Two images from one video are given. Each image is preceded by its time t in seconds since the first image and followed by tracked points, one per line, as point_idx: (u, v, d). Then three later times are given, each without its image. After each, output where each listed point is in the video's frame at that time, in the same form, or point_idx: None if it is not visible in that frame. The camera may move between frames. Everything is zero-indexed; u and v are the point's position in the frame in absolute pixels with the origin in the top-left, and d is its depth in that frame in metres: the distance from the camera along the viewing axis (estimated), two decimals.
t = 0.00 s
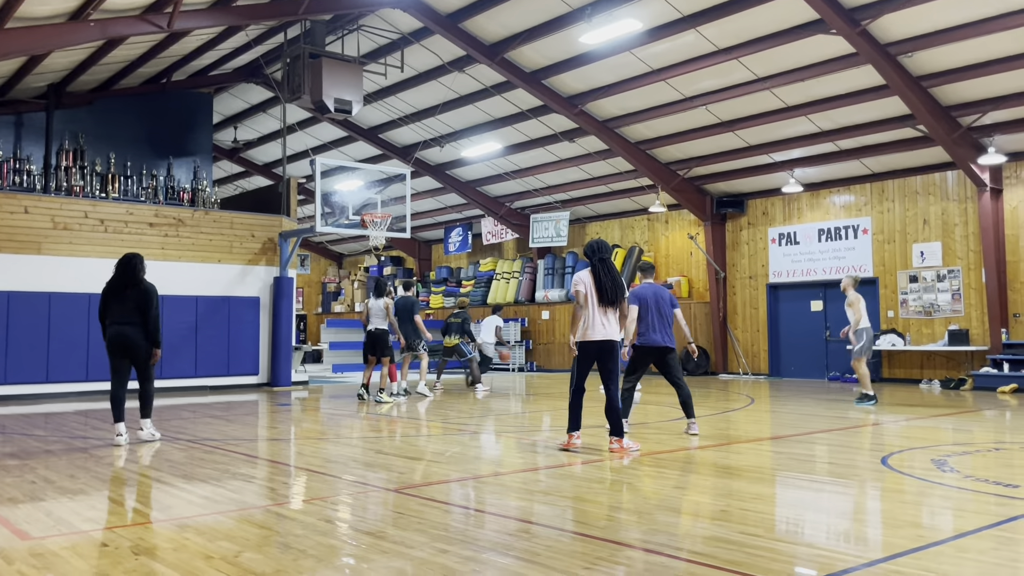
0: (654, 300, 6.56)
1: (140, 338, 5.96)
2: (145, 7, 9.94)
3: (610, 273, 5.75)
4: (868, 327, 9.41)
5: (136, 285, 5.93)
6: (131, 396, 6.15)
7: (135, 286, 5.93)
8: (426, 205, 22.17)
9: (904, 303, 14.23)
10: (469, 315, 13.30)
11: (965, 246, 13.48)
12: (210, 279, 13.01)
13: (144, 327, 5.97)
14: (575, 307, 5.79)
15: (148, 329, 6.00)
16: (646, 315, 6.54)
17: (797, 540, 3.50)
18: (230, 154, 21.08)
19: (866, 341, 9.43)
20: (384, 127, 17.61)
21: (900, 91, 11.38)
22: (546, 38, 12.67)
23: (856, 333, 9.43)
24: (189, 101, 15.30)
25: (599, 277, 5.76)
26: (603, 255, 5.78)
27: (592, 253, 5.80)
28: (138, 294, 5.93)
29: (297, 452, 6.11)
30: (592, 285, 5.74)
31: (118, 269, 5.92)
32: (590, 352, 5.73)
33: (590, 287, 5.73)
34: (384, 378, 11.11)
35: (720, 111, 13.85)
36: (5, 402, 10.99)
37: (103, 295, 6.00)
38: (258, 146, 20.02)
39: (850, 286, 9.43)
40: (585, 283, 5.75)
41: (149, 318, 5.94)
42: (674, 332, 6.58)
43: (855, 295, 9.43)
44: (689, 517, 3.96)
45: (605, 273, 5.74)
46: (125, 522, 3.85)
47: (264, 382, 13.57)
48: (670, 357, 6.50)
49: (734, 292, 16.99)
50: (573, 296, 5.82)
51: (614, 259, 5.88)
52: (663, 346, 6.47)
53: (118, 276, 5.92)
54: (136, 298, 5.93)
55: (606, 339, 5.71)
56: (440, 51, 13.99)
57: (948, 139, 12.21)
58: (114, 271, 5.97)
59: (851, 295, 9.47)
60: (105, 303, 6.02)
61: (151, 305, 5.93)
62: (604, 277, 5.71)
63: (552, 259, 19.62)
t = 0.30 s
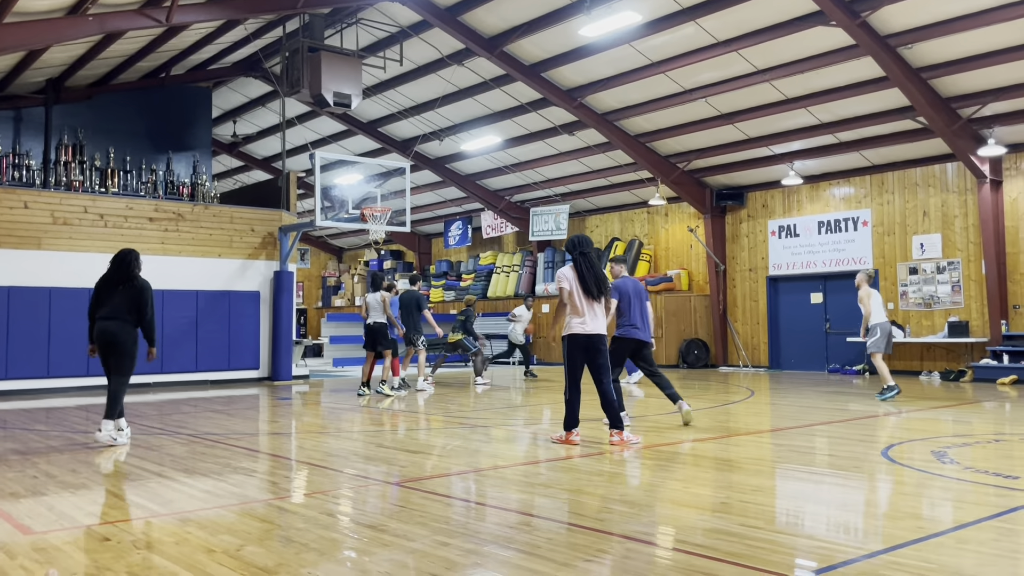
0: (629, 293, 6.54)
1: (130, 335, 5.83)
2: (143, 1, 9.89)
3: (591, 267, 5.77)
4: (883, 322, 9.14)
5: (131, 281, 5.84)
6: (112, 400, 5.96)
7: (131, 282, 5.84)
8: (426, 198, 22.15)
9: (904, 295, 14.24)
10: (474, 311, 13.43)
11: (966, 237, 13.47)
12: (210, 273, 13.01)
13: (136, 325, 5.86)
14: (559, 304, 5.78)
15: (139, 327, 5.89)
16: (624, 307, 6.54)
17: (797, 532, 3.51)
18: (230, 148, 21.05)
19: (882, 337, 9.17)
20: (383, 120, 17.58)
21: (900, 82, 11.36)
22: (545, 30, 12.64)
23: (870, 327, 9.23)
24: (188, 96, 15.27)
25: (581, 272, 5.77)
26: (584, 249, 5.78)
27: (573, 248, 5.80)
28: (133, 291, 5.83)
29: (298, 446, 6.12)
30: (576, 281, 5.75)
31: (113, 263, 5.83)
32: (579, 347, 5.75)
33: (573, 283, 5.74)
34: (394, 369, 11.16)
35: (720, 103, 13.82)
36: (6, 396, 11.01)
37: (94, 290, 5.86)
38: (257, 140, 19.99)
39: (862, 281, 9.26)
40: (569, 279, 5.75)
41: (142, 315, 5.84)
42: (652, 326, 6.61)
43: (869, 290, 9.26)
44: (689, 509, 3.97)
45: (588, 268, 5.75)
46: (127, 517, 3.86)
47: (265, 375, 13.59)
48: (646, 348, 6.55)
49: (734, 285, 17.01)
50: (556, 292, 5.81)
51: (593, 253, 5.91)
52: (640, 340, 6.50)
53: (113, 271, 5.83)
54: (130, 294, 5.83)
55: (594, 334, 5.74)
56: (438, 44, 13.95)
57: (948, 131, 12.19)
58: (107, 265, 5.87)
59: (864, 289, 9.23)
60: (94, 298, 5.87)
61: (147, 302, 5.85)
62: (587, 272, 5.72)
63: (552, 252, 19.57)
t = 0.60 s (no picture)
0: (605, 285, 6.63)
1: (115, 331, 5.81)
2: None
3: (568, 261, 5.86)
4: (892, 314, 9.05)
5: (120, 277, 5.81)
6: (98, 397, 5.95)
7: (118, 278, 5.81)
8: (424, 194, 22.13)
9: (903, 288, 14.24)
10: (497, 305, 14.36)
11: (964, 230, 13.47)
12: (209, 270, 13.01)
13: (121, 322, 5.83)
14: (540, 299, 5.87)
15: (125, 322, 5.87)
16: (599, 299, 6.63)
17: (796, 524, 3.51)
18: (227, 144, 21.02)
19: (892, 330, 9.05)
20: (381, 116, 17.56)
21: (898, 75, 11.35)
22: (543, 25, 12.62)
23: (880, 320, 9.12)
24: (185, 92, 15.24)
25: (559, 267, 5.85)
26: (561, 244, 5.86)
27: (551, 244, 5.89)
28: (121, 287, 5.81)
29: (298, 441, 6.12)
30: (554, 276, 5.84)
31: (103, 258, 5.82)
32: (563, 341, 5.83)
33: (551, 278, 5.83)
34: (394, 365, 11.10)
35: (718, 97, 13.81)
36: (6, 394, 11.01)
37: (83, 283, 5.87)
38: (255, 136, 19.97)
39: (870, 271, 9.15)
40: (547, 275, 5.84)
41: (128, 311, 5.82)
42: (624, 316, 6.81)
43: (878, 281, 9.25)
44: (688, 502, 3.98)
45: (564, 263, 5.84)
46: (127, 513, 3.86)
47: (264, 372, 13.59)
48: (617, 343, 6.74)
49: (733, 279, 17.02)
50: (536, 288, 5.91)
51: (571, 247, 6.00)
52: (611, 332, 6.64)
53: (102, 265, 5.81)
54: (117, 289, 5.81)
55: (576, 327, 5.82)
56: (436, 39, 13.92)
57: (947, 124, 12.18)
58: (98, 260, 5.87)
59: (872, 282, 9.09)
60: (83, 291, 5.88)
61: (133, 299, 5.82)
62: (564, 267, 5.81)
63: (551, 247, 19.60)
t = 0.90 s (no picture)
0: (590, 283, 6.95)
1: (103, 330, 5.76)
2: None
3: (556, 259, 5.87)
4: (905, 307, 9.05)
5: (103, 273, 5.78)
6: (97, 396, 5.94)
7: (102, 274, 5.78)
8: (424, 190, 22.11)
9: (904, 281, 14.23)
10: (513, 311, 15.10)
11: (965, 223, 13.46)
12: (210, 267, 13.01)
13: (109, 319, 5.79)
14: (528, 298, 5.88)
15: (111, 319, 5.81)
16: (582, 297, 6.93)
17: (799, 519, 3.51)
18: (227, 141, 21.00)
19: (904, 322, 9.06)
20: (381, 112, 17.54)
21: (898, 69, 11.33)
22: (542, 20, 12.61)
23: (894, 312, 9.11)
24: (185, 89, 15.21)
25: (547, 264, 5.86)
26: (550, 242, 5.86)
27: (538, 242, 5.87)
28: (105, 282, 5.77)
29: (300, 439, 6.13)
30: (542, 274, 5.85)
31: (85, 256, 5.79)
32: (553, 338, 5.83)
33: (539, 276, 5.85)
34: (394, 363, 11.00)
35: (718, 91, 13.78)
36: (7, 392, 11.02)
37: (67, 283, 5.83)
38: (255, 133, 19.96)
39: (885, 264, 9.01)
40: (534, 274, 5.86)
41: (114, 307, 5.77)
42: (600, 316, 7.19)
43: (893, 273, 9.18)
44: (690, 497, 3.98)
45: (553, 261, 5.85)
46: (131, 510, 3.87)
47: (266, 369, 13.60)
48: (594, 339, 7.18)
49: (734, 273, 17.00)
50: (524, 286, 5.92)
51: (557, 244, 6.00)
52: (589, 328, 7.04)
53: (85, 263, 5.77)
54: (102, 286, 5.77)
55: (567, 323, 5.87)
56: (436, 34, 13.90)
57: (948, 117, 12.16)
58: (80, 259, 5.83)
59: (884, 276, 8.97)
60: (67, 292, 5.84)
61: (118, 294, 5.77)
62: (552, 265, 5.81)
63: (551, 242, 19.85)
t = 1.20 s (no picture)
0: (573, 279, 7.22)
1: (97, 328, 5.74)
2: None
3: (547, 258, 5.87)
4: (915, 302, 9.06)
5: (92, 270, 5.74)
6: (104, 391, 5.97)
7: (90, 270, 5.74)
8: (426, 186, 22.11)
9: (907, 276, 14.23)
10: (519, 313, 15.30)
11: (967, 218, 13.43)
12: (212, 265, 13.03)
13: (101, 316, 5.76)
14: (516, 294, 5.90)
15: (105, 315, 5.79)
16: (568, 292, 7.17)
17: (802, 514, 3.51)
18: (229, 139, 21.01)
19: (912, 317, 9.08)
20: (382, 109, 17.54)
21: (900, 63, 11.30)
22: (543, 16, 12.60)
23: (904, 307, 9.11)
24: (186, 87, 15.21)
25: (537, 263, 5.86)
26: (543, 241, 5.85)
27: (532, 239, 5.87)
28: (94, 279, 5.74)
29: (303, 435, 6.14)
30: (532, 272, 5.85)
31: (72, 253, 5.75)
32: (538, 336, 5.85)
33: (529, 274, 5.85)
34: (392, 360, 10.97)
35: (719, 87, 13.77)
36: (10, 391, 11.05)
37: (58, 283, 5.82)
38: (256, 131, 19.97)
39: (898, 257, 8.98)
40: (524, 270, 5.86)
41: (105, 303, 5.74)
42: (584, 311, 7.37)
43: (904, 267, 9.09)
44: (693, 492, 3.98)
45: (543, 261, 5.85)
46: (134, 507, 3.87)
47: (269, 366, 13.63)
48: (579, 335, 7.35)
49: (736, 268, 16.99)
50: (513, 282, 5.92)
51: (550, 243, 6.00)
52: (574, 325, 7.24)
53: (72, 261, 5.74)
54: (91, 282, 5.74)
55: (551, 321, 5.87)
56: (436, 31, 13.90)
57: (950, 112, 12.13)
58: (68, 257, 5.80)
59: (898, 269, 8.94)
60: (60, 291, 5.82)
61: (107, 289, 5.73)
62: (542, 264, 5.82)
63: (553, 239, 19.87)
